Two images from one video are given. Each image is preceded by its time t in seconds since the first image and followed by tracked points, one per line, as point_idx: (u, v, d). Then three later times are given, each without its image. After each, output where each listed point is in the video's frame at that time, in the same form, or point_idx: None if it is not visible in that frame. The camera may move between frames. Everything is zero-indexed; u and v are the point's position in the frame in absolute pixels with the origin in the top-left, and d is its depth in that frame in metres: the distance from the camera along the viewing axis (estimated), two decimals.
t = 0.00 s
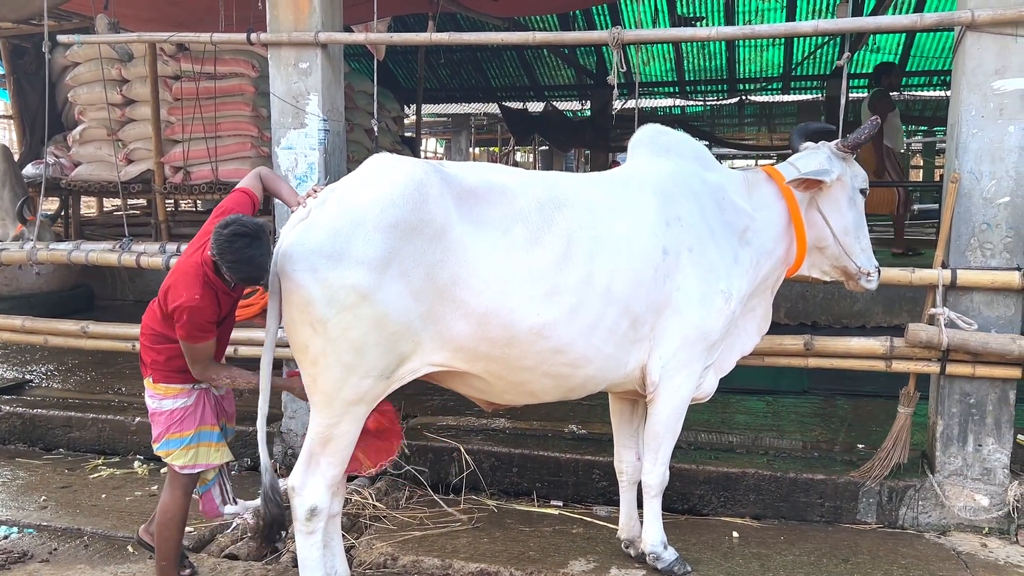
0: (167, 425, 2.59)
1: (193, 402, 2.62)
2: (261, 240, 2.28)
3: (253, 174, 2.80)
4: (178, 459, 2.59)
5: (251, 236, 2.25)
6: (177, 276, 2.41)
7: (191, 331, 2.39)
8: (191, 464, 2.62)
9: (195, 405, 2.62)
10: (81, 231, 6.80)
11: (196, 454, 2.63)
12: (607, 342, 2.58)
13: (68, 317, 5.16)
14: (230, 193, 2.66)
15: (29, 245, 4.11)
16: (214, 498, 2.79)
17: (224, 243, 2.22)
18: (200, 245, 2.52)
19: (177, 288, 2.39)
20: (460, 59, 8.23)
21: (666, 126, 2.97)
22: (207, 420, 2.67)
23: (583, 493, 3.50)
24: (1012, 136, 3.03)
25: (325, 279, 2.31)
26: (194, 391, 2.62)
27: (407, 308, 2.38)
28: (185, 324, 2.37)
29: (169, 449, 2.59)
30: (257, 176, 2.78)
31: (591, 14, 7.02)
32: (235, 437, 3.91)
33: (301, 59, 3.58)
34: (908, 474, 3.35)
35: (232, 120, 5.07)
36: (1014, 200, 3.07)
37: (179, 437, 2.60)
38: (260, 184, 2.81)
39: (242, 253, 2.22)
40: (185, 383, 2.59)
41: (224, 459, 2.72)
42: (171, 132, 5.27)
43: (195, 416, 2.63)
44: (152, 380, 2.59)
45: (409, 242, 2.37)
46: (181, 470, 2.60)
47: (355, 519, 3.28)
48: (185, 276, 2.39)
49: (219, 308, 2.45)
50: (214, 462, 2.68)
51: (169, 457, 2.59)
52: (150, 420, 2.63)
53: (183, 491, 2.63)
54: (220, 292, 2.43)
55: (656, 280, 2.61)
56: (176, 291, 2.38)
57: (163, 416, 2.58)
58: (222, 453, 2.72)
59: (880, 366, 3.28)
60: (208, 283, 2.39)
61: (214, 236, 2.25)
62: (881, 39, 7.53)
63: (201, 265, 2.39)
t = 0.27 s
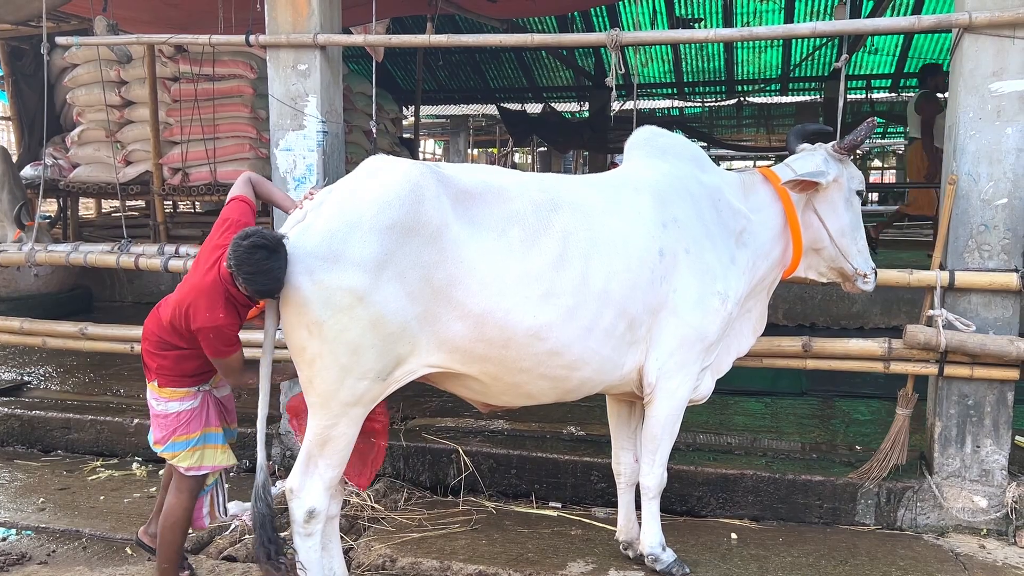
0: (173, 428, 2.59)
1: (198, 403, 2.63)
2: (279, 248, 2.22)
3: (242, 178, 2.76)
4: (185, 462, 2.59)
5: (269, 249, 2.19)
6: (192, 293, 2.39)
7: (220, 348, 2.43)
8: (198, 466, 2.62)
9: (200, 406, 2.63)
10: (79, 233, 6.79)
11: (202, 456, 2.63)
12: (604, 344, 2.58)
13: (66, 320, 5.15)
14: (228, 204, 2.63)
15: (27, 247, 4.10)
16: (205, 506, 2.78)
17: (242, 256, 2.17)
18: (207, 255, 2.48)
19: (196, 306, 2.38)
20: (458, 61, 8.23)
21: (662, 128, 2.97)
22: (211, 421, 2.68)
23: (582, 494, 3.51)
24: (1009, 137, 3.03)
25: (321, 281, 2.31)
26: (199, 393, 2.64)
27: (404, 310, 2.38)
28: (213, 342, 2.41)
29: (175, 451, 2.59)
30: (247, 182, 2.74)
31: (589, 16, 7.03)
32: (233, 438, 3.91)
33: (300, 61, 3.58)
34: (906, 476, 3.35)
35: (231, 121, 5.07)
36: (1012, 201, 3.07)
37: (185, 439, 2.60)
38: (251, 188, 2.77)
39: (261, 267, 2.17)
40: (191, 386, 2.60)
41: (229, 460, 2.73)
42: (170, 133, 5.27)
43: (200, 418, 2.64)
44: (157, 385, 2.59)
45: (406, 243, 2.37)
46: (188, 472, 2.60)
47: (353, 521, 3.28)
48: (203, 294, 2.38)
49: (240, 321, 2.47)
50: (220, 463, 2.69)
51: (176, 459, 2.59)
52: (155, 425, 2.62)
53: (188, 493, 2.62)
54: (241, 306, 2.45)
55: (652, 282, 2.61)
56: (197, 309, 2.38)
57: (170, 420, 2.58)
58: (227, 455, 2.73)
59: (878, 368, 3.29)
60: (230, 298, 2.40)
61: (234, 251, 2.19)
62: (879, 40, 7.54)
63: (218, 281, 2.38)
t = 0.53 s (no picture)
0: (172, 427, 2.59)
1: (195, 401, 2.63)
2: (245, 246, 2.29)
3: (237, 181, 2.77)
4: (187, 461, 2.60)
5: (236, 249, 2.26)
6: (177, 301, 2.41)
7: (223, 354, 2.43)
8: (199, 464, 2.63)
9: (197, 405, 2.64)
10: (78, 234, 6.79)
11: (202, 454, 2.64)
12: (603, 344, 2.59)
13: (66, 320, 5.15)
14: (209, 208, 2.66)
15: (26, 247, 4.10)
16: (231, 500, 2.77)
17: (209, 261, 2.24)
18: (186, 262, 2.49)
19: (184, 313, 2.40)
20: (458, 61, 8.23)
21: (661, 129, 2.98)
22: (209, 419, 2.68)
23: (581, 495, 3.51)
24: (1008, 138, 3.04)
25: (321, 282, 2.31)
26: (195, 391, 2.64)
27: (404, 310, 2.38)
28: (212, 347, 2.41)
29: (175, 451, 2.59)
30: (240, 183, 2.75)
31: (588, 17, 7.04)
32: (233, 439, 3.91)
33: (299, 62, 3.58)
34: (905, 477, 3.35)
35: (230, 122, 5.08)
36: (1011, 202, 3.08)
37: (185, 438, 2.60)
38: (244, 190, 2.78)
39: (231, 267, 2.23)
40: (187, 384, 2.61)
41: (230, 456, 2.73)
42: (169, 134, 5.27)
43: (198, 416, 2.64)
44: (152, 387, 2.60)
45: (406, 244, 2.37)
46: (189, 470, 2.61)
47: (353, 521, 3.28)
48: (188, 300, 2.39)
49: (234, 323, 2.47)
50: (221, 460, 2.69)
51: (177, 458, 2.59)
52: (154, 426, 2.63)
53: (189, 493, 2.62)
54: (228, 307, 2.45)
55: (652, 283, 2.61)
56: (185, 317, 2.39)
57: (170, 420, 2.58)
58: (229, 451, 2.74)
59: (877, 369, 3.29)
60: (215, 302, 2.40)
61: (198, 258, 2.25)
62: (878, 41, 7.54)
63: (199, 287, 2.38)
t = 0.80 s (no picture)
0: (161, 426, 2.59)
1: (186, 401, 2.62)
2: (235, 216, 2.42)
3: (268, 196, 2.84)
4: (173, 459, 2.61)
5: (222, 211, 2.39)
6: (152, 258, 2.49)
7: (153, 309, 2.38)
8: (186, 463, 2.64)
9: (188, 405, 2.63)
10: (78, 233, 6.79)
11: (190, 454, 2.64)
12: (602, 344, 2.59)
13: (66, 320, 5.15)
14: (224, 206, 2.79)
15: (26, 247, 4.10)
16: (209, 503, 2.79)
17: (197, 208, 2.37)
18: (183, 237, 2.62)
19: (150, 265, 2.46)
20: (458, 61, 8.24)
21: (661, 129, 2.98)
22: (200, 419, 2.68)
23: (581, 494, 3.51)
24: (1008, 139, 3.04)
25: (320, 281, 2.31)
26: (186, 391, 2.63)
27: (403, 309, 2.38)
28: (151, 299, 2.39)
29: (163, 449, 2.60)
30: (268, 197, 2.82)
31: (588, 17, 7.05)
32: (232, 439, 3.91)
33: (300, 61, 3.58)
34: (904, 477, 3.36)
35: (230, 121, 5.08)
36: (1010, 202, 3.08)
37: (173, 437, 2.60)
38: (271, 206, 2.82)
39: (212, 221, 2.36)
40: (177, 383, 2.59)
41: (219, 458, 2.74)
42: (169, 134, 5.27)
43: (189, 416, 2.64)
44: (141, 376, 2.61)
45: (405, 243, 2.37)
46: (176, 470, 2.62)
47: (352, 521, 3.28)
48: (158, 255, 2.46)
49: (188, 290, 2.47)
50: (209, 461, 2.70)
51: (164, 456, 2.60)
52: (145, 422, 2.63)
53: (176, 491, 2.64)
54: (191, 274, 2.48)
55: (651, 282, 2.61)
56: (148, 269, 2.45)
57: (158, 417, 2.58)
58: (217, 452, 2.75)
59: (876, 369, 3.29)
60: (179, 259, 2.45)
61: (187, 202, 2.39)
62: (878, 42, 7.55)
63: (173, 243, 2.47)
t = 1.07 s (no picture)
0: (146, 420, 2.62)
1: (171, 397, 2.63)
2: (213, 191, 2.43)
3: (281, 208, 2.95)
4: (156, 454, 2.62)
5: (203, 179, 2.41)
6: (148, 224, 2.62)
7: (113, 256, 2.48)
8: (170, 459, 2.64)
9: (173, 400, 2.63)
10: (79, 232, 6.79)
11: (174, 449, 2.64)
12: (600, 343, 2.59)
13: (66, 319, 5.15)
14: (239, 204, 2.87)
15: (27, 246, 4.10)
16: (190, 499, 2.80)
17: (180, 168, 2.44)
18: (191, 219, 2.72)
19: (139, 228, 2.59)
20: (458, 61, 8.24)
21: (660, 129, 2.98)
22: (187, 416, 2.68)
23: (581, 494, 3.51)
24: (1008, 139, 3.04)
25: (318, 279, 2.32)
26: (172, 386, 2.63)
27: (401, 308, 2.38)
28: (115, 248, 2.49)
29: (148, 443, 2.63)
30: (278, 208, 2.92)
31: (589, 17, 7.05)
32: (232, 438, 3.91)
33: (300, 60, 3.58)
34: (905, 476, 3.36)
35: (231, 120, 5.08)
36: (1011, 202, 3.08)
37: (156, 432, 2.61)
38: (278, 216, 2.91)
39: (189, 181, 2.39)
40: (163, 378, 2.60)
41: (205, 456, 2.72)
42: (170, 133, 5.27)
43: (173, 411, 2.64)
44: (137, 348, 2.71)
45: (403, 242, 2.37)
46: (160, 464, 2.63)
47: (353, 520, 3.28)
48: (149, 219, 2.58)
49: (154, 252, 2.52)
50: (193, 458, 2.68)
51: (148, 450, 2.62)
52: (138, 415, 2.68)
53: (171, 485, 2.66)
54: (163, 240, 2.53)
55: (649, 282, 2.61)
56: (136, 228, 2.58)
57: (144, 411, 2.62)
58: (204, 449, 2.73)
59: (877, 368, 3.30)
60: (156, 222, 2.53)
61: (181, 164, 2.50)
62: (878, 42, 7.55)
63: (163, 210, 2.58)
